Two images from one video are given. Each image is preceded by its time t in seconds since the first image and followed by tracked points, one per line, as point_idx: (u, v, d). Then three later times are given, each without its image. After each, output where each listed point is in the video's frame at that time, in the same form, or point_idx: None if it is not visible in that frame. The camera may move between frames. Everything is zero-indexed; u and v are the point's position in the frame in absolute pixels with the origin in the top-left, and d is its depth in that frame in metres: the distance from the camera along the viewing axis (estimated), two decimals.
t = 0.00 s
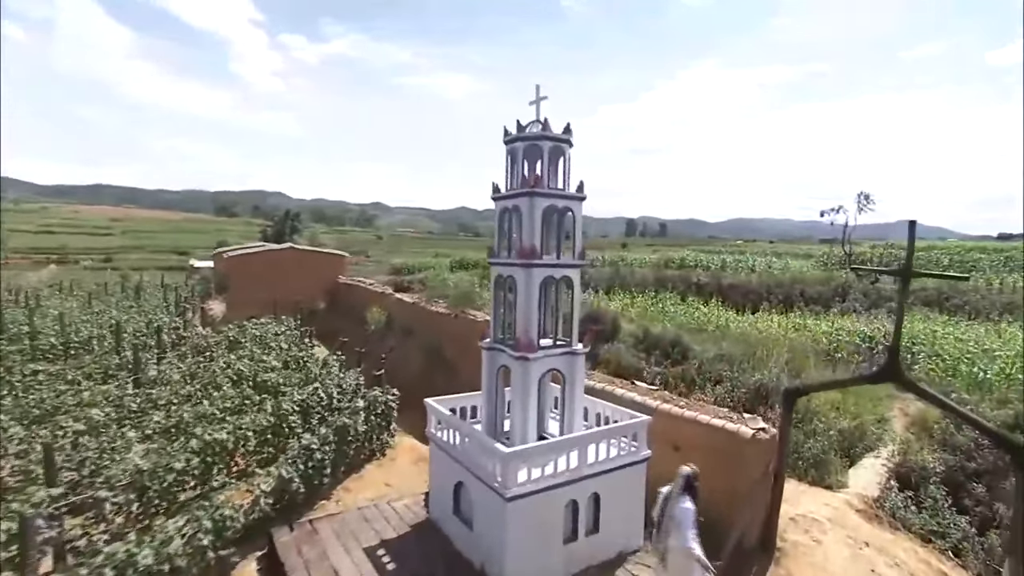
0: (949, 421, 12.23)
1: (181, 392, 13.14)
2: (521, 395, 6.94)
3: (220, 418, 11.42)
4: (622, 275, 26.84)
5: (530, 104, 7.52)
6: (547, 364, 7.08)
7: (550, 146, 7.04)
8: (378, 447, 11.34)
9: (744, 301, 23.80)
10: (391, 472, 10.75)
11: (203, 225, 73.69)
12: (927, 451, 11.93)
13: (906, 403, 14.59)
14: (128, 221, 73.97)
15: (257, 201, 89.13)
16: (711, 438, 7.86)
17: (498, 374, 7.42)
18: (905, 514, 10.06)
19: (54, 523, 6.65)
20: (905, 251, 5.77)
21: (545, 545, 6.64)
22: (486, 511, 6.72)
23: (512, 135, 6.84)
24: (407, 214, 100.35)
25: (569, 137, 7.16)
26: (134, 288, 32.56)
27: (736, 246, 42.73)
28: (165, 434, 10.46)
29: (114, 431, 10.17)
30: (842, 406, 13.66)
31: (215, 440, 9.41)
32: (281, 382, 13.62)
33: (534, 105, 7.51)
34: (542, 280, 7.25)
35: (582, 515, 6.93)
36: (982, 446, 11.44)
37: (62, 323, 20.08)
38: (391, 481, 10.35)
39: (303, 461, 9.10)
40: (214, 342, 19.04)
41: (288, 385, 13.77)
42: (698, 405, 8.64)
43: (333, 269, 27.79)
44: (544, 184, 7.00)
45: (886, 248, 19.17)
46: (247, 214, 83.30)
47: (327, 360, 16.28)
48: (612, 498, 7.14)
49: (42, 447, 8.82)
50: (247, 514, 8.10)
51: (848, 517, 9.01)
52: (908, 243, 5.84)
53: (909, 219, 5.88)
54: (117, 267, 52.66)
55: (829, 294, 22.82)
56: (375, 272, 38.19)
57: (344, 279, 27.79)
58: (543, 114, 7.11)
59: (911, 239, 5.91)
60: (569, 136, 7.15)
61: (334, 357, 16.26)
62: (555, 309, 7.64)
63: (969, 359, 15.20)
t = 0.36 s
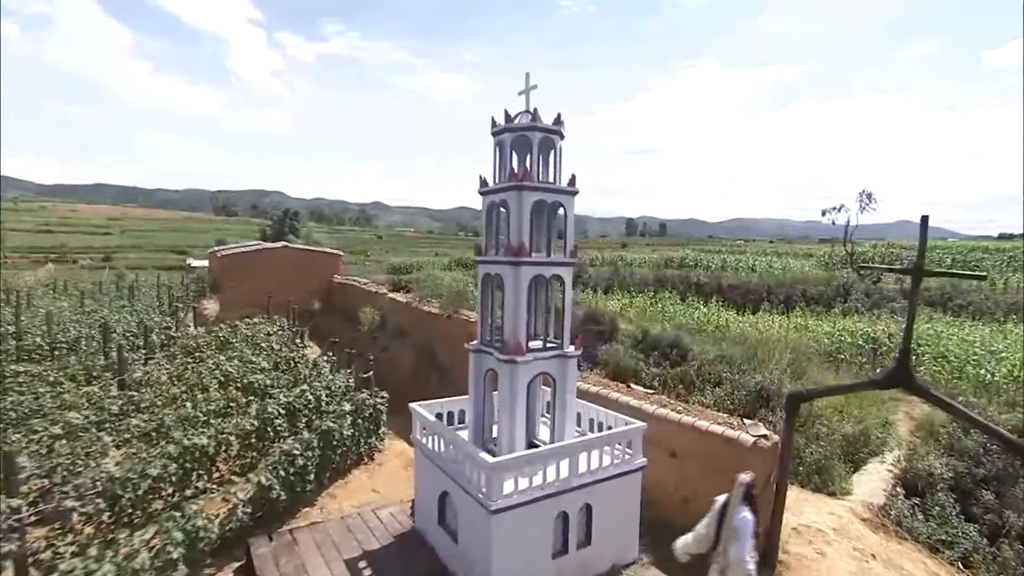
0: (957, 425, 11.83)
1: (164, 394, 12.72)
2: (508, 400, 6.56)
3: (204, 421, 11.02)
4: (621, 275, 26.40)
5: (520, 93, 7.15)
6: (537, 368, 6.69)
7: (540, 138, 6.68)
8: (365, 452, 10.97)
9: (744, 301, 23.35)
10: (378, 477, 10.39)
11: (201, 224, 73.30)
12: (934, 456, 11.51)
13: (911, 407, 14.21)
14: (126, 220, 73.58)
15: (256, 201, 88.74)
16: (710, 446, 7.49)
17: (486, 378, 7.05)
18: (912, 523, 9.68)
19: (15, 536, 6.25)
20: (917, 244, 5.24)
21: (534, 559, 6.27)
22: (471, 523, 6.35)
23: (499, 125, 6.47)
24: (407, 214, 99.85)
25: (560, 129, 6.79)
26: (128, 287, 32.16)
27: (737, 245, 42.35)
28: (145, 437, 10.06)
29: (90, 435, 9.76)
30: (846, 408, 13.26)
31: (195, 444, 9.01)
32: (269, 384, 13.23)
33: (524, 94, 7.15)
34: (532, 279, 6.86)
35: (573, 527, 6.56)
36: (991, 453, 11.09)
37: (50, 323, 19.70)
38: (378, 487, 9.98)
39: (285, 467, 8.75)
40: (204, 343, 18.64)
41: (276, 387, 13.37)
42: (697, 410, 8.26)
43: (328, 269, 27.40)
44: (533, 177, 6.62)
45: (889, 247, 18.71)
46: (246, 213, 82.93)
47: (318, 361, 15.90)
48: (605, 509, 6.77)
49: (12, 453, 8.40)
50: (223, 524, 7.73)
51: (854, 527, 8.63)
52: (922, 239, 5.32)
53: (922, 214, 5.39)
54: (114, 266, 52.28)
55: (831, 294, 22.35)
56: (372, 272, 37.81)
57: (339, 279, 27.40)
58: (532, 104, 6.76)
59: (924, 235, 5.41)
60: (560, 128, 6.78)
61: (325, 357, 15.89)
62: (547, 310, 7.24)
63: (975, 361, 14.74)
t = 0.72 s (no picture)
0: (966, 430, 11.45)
1: (149, 396, 12.31)
2: (495, 405, 6.21)
3: (187, 423, 10.61)
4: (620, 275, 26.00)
5: (509, 82, 6.81)
6: (526, 371, 6.34)
7: (529, 128, 6.34)
8: (352, 456, 10.65)
9: (746, 301, 22.96)
10: (366, 482, 10.05)
11: (200, 223, 73.03)
12: (941, 461, 11.13)
13: (916, 410, 13.84)
14: (125, 219, 73.32)
15: (255, 200, 88.49)
16: (709, 454, 7.14)
17: (473, 381, 6.70)
18: (920, 532, 9.30)
19: None
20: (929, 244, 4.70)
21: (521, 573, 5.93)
22: (455, 535, 6.01)
23: (485, 115, 6.12)
24: (407, 213, 99.61)
25: (550, 119, 6.45)
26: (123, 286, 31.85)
27: (737, 245, 41.98)
28: (125, 440, 9.68)
29: (67, 438, 9.38)
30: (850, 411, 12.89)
31: (175, 448, 8.64)
32: (257, 386, 12.84)
33: (513, 83, 6.80)
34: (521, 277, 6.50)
35: (563, 540, 6.21)
36: (1000, 458, 10.70)
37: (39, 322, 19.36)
38: (365, 493, 9.64)
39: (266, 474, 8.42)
40: (194, 342, 18.29)
41: (265, 388, 12.98)
42: (696, 415, 7.91)
43: (324, 268, 27.05)
44: (522, 170, 6.26)
45: (893, 246, 18.29)
46: (245, 212, 82.65)
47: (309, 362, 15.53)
48: (597, 520, 6.42)
49: None
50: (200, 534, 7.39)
51: (859, 536, 8.27)
52: (935, 237, 4.83)
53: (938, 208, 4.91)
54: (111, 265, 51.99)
55: (834, 294, 21.94)
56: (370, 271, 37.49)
57: (335, 278, 27.05)
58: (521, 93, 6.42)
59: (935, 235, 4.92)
60: (551, 118, 6.44)
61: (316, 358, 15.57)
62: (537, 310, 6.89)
63: (983, 362, 14.33)
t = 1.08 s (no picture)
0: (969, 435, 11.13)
1: (130, 401, 11.90)
2: (477, 413, 5.89)
3: (166, 430, 10.22)
4: (617, 277, 25.66)
5: (493, 73, 6.50)
6: (509, 377, 6.00)
7: (513, 121, 6.03)
8: (335, 464, 10.30)
9: (743, 303, 22.63)
10: (350, 490, 9.69)
11: (196, 225, 72.66)
12: (944, 468, 10.82)
13: (918, 414, 13.53)
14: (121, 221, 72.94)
15: (252, 201, 88.17)
16: (704, 463, 6.81)
17: (455, 387, 6.37)
18: (923, 542, 8.98)
19: None
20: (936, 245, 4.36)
21: None
22: (433, 550, 5.68)
23: (466, 106, 5.81)
24: (404, 215, 99.33)
25: (535, 111, 6.15)
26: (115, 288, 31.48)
27: (735, 246, 41.71)
28: (99, 448, 9.29)
29: (38, 445, 8.96)
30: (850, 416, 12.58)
31: (150, 456, 8.26)
32: (242, 390, 12.45)
33: (497, 74, 6.49)
34: (505, 278, 6.19)
35: (549, 555, 5.88)
36: (1004, 465, 10.38)
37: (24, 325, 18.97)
38: (348, 501, 9.29)
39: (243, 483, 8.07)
40: (182, 344, 17.93)
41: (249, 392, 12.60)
42: (690, 422, 7.58)
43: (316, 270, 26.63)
44: (505, 165, 5.95)
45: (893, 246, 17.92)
46: (242, 214, 82.28)
47: (298, 366, 15.14)
48: (585, 534, 6.09)
49: None
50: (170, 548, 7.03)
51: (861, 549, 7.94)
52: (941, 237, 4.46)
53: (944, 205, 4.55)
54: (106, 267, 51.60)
55: (832, 295, 21.60)
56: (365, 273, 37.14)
57: (328, 280, 26.63)
58: (504, 85, 6.14)
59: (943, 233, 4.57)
60: (536, 111, 6.14)
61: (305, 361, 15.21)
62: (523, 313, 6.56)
63: (985, 365, 13.93)
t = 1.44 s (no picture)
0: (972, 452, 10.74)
1: (107, 417, 11.45)
2: (455, 435, 5.56)
3: (142, 448, 9.75)
4: (612, 290, 25.34)
5: (474, 77, 6.25)
6: (490, 396, 5.67)
7: (494, 126, 5.78)
8: (316, 484, 9.92)
9: (740, 316, 22.32)
10: (330, 511, 9.30)
11: (191, 238, 72.33)
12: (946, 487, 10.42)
13: (919, 431, 13.18)
14: (116, 233, 72.62)
15: (248, 214, 88.00)
16: (697, 485, 6.47)
17: (434, 406, 6.05)
18: (928, 565, 8.59)
19: None
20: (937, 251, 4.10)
21: None
22: None
23: (445, 111, 5.55)
24: (401, 228, 99.20)
25: (517, 116, 5.90)
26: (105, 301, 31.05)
27: (732, 259, 41.48)
28: (67, 467, 8.85)
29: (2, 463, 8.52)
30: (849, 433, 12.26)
31: (118, 476, 7.86)
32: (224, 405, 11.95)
33: (478, 78, 6.24)
34: (486, 291, 5.89)
35: None
36: (1009, 484, 9.96)
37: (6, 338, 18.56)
38: (327, 523, 8.90)
39: (214, 507, 7.72)
40: (167, 356, 17.52)
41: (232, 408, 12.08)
42: (683, 441, 7.25)
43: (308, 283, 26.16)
44: (485, 172, 5.68)
45: (889, 257, 17.62)
46: (238, 226, 82.04)
47: (284, 381, 14.70)
48: (570, 562, 5.74)
49: None
50: None
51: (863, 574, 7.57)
52: (944, 246, 4.23)
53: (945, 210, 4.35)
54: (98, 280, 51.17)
55: (829, 307, 21.29)
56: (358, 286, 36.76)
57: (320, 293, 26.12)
58: (485, 90, 5.89)
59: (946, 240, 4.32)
60: (518, 116, 5.88)
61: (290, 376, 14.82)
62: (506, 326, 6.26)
63: (987, 379, 13.54)
